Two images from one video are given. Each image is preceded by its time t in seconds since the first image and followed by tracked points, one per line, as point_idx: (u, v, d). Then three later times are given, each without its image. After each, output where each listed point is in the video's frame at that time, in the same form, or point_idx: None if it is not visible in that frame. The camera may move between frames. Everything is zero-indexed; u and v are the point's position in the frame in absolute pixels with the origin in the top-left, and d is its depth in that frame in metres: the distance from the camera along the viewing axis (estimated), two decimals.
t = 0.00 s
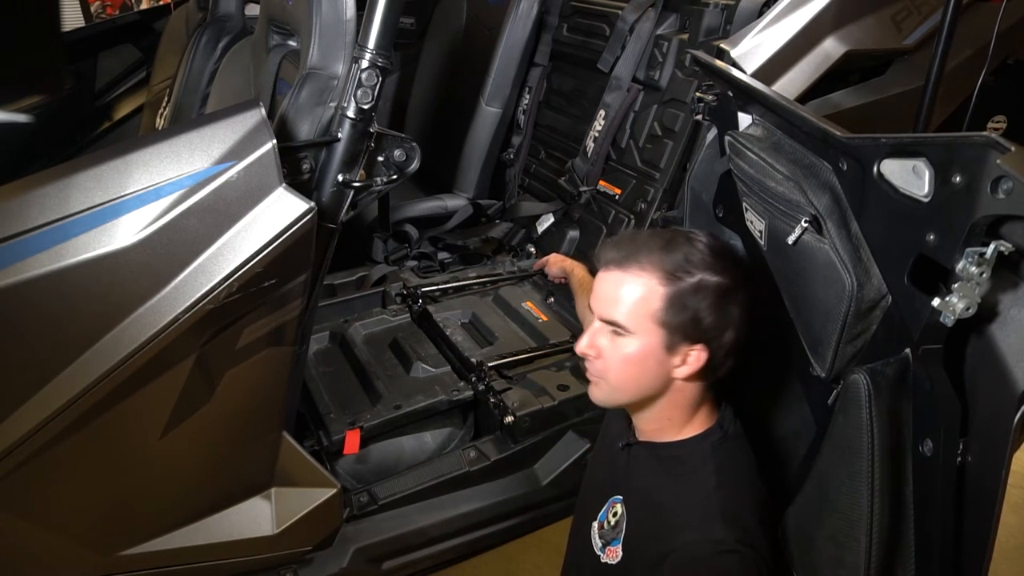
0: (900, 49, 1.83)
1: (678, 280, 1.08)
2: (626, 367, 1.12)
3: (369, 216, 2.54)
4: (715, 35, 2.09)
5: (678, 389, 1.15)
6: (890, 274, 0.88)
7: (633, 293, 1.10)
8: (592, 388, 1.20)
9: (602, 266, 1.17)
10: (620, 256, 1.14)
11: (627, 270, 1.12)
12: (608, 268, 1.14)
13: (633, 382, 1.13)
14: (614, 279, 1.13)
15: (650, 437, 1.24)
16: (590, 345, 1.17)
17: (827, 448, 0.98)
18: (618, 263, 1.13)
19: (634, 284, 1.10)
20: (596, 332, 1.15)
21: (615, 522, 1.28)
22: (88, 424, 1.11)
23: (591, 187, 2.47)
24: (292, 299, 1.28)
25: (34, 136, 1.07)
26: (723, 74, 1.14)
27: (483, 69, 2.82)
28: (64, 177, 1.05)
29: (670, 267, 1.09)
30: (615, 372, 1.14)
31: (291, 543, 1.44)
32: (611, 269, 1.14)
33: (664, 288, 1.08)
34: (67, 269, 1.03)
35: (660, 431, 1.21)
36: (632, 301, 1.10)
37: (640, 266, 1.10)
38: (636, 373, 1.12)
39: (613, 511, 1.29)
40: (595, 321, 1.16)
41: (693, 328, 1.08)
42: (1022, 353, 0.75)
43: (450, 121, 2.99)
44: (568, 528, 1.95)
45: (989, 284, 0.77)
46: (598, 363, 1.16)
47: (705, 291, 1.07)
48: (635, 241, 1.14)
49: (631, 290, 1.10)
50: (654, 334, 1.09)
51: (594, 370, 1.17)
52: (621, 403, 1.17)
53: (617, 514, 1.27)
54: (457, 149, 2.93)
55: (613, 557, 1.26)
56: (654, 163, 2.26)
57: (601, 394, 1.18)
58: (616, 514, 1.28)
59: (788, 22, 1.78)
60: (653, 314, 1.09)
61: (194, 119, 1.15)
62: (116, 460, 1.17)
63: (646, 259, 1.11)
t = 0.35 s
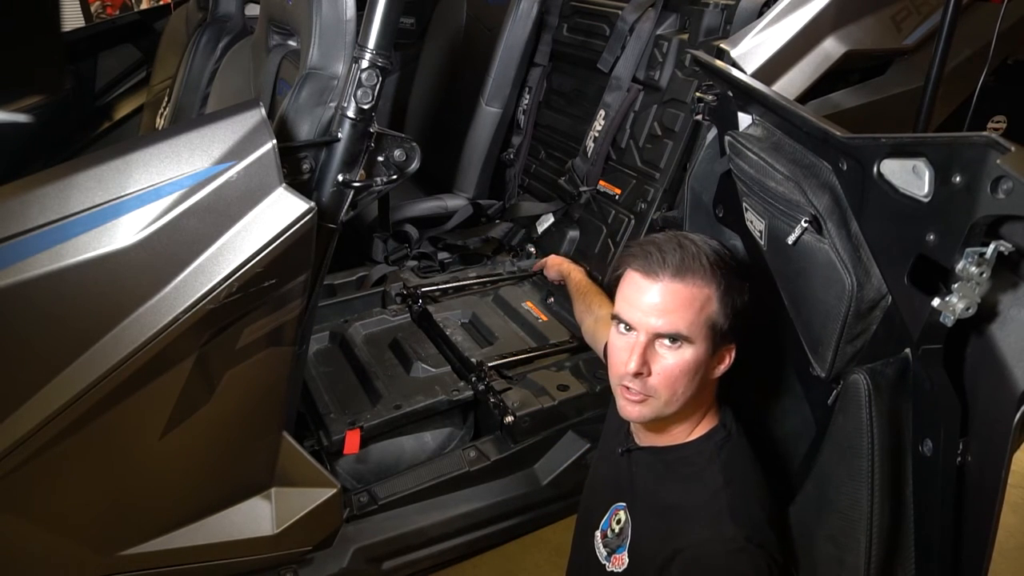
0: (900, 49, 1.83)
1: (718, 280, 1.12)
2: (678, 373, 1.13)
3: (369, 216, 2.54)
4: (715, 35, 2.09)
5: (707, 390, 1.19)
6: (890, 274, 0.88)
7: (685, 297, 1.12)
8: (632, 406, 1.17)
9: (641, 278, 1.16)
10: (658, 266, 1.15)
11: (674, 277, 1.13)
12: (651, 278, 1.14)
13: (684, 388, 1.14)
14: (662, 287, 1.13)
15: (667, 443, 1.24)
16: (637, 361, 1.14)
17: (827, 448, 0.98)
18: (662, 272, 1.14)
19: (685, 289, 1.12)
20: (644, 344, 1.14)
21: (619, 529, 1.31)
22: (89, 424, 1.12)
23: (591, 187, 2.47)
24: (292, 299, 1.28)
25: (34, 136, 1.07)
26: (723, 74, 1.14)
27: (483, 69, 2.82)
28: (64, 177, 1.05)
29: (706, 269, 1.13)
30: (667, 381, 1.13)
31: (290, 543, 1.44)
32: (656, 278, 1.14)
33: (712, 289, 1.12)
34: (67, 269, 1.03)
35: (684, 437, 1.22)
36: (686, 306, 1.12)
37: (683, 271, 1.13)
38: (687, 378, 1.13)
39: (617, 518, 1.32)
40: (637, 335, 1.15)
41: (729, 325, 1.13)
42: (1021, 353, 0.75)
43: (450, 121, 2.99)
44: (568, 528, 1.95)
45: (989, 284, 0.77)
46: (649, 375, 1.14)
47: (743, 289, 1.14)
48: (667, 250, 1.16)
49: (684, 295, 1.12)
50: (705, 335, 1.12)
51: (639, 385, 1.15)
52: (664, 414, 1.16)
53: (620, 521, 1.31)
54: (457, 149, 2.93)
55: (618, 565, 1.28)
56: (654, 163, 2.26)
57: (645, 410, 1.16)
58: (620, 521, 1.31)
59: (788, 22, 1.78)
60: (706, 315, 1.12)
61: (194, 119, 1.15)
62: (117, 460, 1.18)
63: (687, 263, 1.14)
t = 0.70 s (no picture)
0: (900, 49, 1.83)
1: (736, 297, 1.10)
2: (684, 387, 1.12)
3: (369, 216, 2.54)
4: (715, 35, 2.08)
5: (712, 406, 1.18)
6: (890, 273, 0.88)
7: (700, 311, 1.10)
8: (634, 415, 1.17)
9: (658, 287, 1.14)
10: (675, 276, 1.13)
11: (691, 289, 1.11)
12: (667, 288, 1.13)
13: (688, 402, 1.13)
14: (677, 298, 1.12)
15: (667, 457, 1.24)
16: (644, 370, 1.13)
17: (828, 448, 0.98)
18: (679, 282, 1.12)
19: (701, 303, 1.11)
20: (653, 354, 1.13)
21: (619, 542, 1.32)
22: (89, 424, 1.11)
23: (591, 187, 2.47)
24: (292, 299, 1.27)
25: (34, 136, 1.07)
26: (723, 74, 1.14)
27: (483, 69, 2.82)
28: (64, 177, 1.05)
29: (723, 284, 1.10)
30: (671, 395, 1.12)
31: (290, 543, 1.44)
32: (672, 289, 1.12)
33: (728, 306, 1.10)
34: (67, 269, 1.03)
35: (685, 450, 1.22)
36: (699, 320, 1.10)
37: (701, 284, 1.11)
38: (693, 393, 1.12)
39: (616, 529, 1.33)
40: (647, 344, 1.14)
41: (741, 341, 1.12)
42: (1021, 353, 0.75)
43: (450, 121, 2.99)
44: (568, 528, 1.95)
45: (989, 283, 0.77)
46: (654, 387, 1.13)
47: (759, 308, 1.11)
48: (687, 261, 1.13)
49: (699, 308, 1.11)
50: (715, 352, 1.11)
51: (643, 396, 1.14)
52: (666, 426, 1.16)
53: (619, 533, 1.32)
54: (457, 149, 2.93)
55: None
56: (654, 163, 2.26)
57: (647, 420, 1.15)
58: (620, 534, 1.32)
59: (788, 22, 1.78)
60: (719, 332, 1.10)
61: (194, 119, 1.15)
62: (116, 460, 1.17)
63: (706, 276, 1.11)
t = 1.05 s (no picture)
0: (900, 49, 1.83)
1: (752, 326, 1.00)
2: (696, 422, 1.01)
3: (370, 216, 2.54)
4: (715, 34, 2.08)
5: (728, 441, 1.08)
6: (890, 273, 0.88)
7: (712, 340, 0.99)
8: (641, 449, 1.06)
9: (667, 312, 1.04)
10: (686, 302, 1.02)
11: (703, 316, 1.00)
12: (676, 314, 1.02)
13: (700, 437, 1.02)
14: (688, 325, 1.01)
15: (684, 492, 1.14)
16: (651, 402, 1.02)
17: (827, 449, 0.97)
18: (690, 308, 1.01)
19: (713, 330, 1.00)
20: (660, 385, 1.02)
21: (631, 564, 1.25)
22: (88, 424, 1.11)
23: (591, 187, 2.47)
24: (292, 299, 1.27)
25: (34, 137, 1.07)
26: (723, 74, 1.14)
27: (483, 69, 2.82)
28: (64, 177, 1.05)
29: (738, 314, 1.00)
30: (682, 430, 1.02)
31: (290, 543, 1.44)
32: (682, 315, 1.01)
33: (744, 334, 1.00)
34: (67, 269, 1.03)
35: (699, 486, 1.12)
36: (711, 349, 0.99)
37: (714, 311, 1.00)
38: (705, 428, 1.01)
39: (628, 552, 1.26)
40: (655, 374, 1.03)
41: (761, 375, 1.01)
42: (1022, 353, 0.75)
43: (450, 121, 2.99)
44: (568, 528, 1.95)
45: (989, 284, 0.77)
46: (662, 419, 1.03)
47: (781, 338, 1.01)
48: (699, 285, 1.03)
49: (711, 336, 1.00)
50: (729, 384, 1.00)
51: (651, 429, 1.04)
52: (676, 460, 1.06)
53: (632, 556, 1.25)
54: (457, 149, 2.93)
55: None
56: (654, 163, 2.26)
57: (654, 455, 1.05)
58: (632, 556, 1.26)
59: (788, 22, 1.78)
60: (734, 362, 0.99)
61: (194, 119, 1.15)
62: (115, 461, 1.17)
63: (719, 302, 1.01)
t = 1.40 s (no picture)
0: (900, 49, 1.83)
1: (773, 323, 0.99)
2: (712, 416, 1.01)
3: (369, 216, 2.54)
4: (715, 35, 2.08)
5: (740, 436, 1.07)
6: (889, 274, 0.88)
7: (733, 336, 0.99)
8: (654, 441, 1.06)
9: (688, 305, 1.03)
10: (708, 297, 1.01)
11: (725, 311, 1.00)
12: (698, 308, 1.01)
13: (715, 432, 1.02)
14: (709, 320, 1.00)
15: (689, 485, 1.14)
16: (669, 394, 1.02)
17: (827, 449, 0.97)
18: (711, 303, 1.01)
19: (735, 327, 0.99)
20: (679, 378, 1.01)
21: (631, 564, 1.24)
22: (88, 424, 1.11)
23: (591, 187, 2.47)
24: (292, 299, 1.27)
25: (34, 137, 1.07)
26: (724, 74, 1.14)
27: (483, 69, 2.82)
28: (64, 177, 1.05)
29: (759, 311, 0.99)
30: (698, 423, 1.01)
31: (290, 543, 1.44)
32: (704, 309, 1.01)
33: (764, 331, 0.99)
34: (67, 269, 1.03)
35: (706, 480, 1.12)
36: (731, 345, 0.99)
37: (736, 308, 0.99)
38: (721, 423, 1.01)
39: (627, 551, 1.25)
40: (674, 366, 1.03)
41: (777, 373, 1.01)
42: (1022, 353, 0.75)
43: (450, 121, 2.99)
44: (568, 528, 1.95)
45: (989, 284, 0.77)
46: (679, 413, 1.02)
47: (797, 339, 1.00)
48: (722, 280, 1.02)
49: (732, 332, 0.99)
50: (748, 381, 1.00)
51: (667, 421, 1.03)
52: (688, 454, 1.05)
53: (631, 556, 1.24)
54: (457, 149, 2.93)
55: None
56: (654, 163, 2.26)
57: (667, 448, 1.05)
58: (631, 556, 1.24)
59: (788, 22, 1.78)
60: (753, 359, 0.99)
61: (194, 119, 1.15)
62: (115, 460, 1.17)
63: (741, 299, 1.00)
